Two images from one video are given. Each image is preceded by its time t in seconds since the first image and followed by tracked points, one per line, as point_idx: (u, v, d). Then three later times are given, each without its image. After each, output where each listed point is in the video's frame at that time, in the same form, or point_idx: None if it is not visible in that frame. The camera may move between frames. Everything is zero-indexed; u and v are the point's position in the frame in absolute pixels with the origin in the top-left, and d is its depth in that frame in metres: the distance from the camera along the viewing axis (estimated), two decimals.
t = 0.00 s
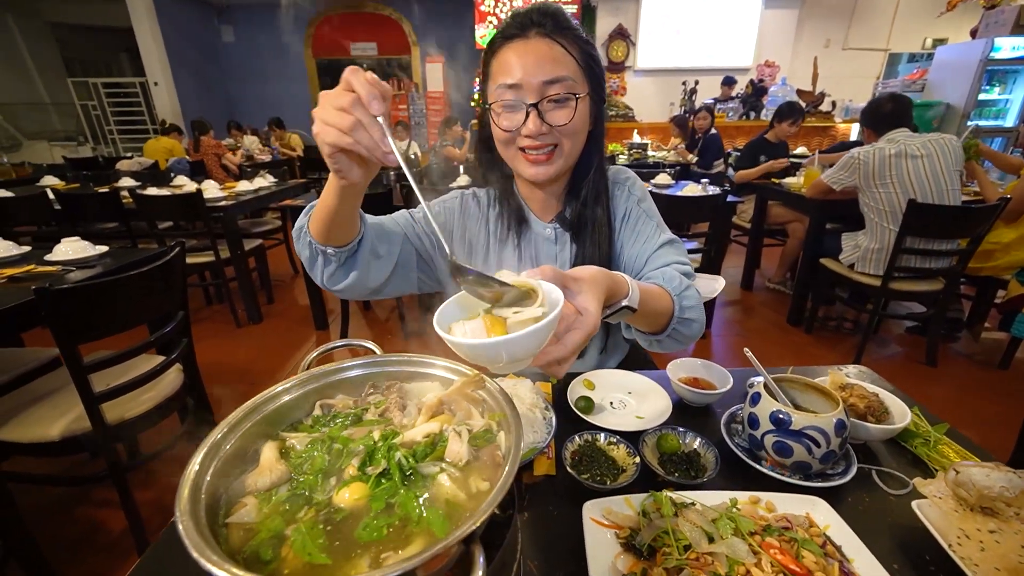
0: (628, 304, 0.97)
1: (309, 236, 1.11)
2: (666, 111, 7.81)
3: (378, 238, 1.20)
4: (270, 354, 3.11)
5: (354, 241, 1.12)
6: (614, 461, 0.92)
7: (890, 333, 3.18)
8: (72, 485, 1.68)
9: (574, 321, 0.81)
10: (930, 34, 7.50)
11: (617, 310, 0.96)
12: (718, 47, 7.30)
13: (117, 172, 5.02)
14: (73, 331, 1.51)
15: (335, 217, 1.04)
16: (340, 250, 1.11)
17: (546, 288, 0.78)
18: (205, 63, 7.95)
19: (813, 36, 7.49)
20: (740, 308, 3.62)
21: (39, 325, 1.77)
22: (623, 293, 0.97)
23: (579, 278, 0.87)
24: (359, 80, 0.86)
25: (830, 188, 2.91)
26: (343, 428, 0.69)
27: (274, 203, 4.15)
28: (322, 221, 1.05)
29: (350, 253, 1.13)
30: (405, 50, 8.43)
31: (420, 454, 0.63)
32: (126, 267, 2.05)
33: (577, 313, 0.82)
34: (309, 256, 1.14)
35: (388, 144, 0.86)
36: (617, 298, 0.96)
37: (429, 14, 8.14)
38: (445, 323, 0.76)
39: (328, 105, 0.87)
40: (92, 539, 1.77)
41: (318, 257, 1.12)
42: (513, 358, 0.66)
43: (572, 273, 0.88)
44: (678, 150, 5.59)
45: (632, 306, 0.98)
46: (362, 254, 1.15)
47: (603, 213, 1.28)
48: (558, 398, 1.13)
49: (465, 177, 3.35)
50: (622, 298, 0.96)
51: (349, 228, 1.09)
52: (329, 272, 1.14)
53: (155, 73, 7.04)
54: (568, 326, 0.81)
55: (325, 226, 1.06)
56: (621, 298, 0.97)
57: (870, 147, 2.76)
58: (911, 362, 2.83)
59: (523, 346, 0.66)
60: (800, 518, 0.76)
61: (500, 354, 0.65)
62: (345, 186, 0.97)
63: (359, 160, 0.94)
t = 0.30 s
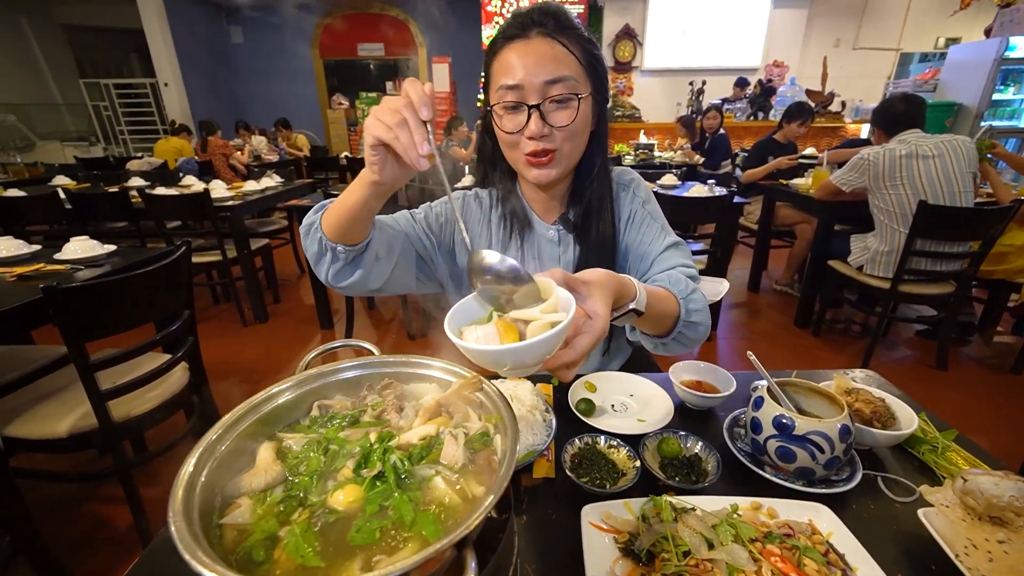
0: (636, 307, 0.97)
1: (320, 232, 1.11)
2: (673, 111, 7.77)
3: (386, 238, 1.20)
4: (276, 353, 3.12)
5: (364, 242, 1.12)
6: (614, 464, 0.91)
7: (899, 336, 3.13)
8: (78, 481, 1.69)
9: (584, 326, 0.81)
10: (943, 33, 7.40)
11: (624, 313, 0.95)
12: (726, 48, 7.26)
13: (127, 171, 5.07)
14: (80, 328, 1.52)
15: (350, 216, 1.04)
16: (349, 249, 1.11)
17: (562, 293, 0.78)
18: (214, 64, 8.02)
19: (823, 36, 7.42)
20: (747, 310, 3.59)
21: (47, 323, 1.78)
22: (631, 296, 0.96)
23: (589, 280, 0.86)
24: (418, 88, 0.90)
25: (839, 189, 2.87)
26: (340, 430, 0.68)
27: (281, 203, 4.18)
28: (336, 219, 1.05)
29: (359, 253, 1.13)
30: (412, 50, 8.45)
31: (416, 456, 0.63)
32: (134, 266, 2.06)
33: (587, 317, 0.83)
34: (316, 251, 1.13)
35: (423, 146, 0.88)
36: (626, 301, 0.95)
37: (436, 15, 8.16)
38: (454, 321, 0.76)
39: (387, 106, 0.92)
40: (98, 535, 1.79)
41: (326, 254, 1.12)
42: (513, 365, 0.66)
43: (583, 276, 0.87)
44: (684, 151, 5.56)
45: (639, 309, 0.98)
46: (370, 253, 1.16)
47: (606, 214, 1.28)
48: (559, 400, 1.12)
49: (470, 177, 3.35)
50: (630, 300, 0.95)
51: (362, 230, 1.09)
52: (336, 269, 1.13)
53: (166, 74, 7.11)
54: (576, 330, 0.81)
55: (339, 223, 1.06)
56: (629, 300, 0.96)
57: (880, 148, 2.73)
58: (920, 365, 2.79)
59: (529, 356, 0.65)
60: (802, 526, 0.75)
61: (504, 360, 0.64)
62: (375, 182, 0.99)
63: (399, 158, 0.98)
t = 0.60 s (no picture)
0: (642, 304, 0.96)
1: (324, 233, 1.11)
2: (681, 110, 7.72)
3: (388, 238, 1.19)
4: (281, 350, 3.14)
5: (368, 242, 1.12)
6: (613, 466, 0.90)
7: (909, 339, 3.09)
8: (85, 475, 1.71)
9: (589, 319, 0.82)
10: (957, 32, 7.28)
11: (631, 309, 0.94)
12: (735, 47, 7.19)
13: (137, 169, 5.11)
14: (87, 324, 1.54)
15: (356, 218, 1.04)
16: (354, 250, 1.11)
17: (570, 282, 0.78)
18: (223, 63, 8.07)
19: (834, 35, 7.33)
20: (753, 311, 3.56)
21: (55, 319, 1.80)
22: (638, 293, 0.95)
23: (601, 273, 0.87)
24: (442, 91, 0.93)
25: (849, 190, 2.84)
26: (335, 428, 0.68)
27: (287, 201, 4.19)
28: (343, 220, 1.05)
29: (362, 254, 1.13)
30: (419, 49, 8.45)
31: (411, 455, 0.63)
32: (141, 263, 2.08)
33: (592, 310, 0.83)
34: (321, 251, 1.13)
35: (439, 139, 0.89)
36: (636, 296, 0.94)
37: (444, 14, 8.17)
38: (464, 307, 0.78)
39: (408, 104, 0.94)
40: (104, 529, 1.81)
41: (330, 255, 1.12)
42: (515, 351, 0.66)
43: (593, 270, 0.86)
44: (692, 150, 5.52)
45: (645, 306, 0.97)
46: (373, 254, 1.15)
47: (610, 214, 1.27)
48: (559, 400, 1.11)
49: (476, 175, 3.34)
50: (639, 296, 0.95)
51: (367, 231, 1.09)
52: (340, 269, 1.13)
53: (175, 73, 7.16)
54: (581, 323, 0.82)
55: (343, 224, 1.06)
56: (636, 297, 0.95)
57: (892, 149, 2.69)
58: (930, 369, 2.75)
59: (532, 342, 0.65)
60: (803, 531, 0.74)
61: (506, 343, 0.64)
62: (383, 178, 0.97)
63: (414, 155, 0.99)
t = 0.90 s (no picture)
0: (645, 305, 0.95)
1: (324, 237, 1.10)
2: (689, 110, 7.67)
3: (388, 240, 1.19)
4: (286, 348, 3.16)
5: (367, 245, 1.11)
6: (610, 468, 0.89)
7: (918, 342, 3.05)
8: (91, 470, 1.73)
9: (590, 316, 0.80)
10: (970, 31, 7.18)
11: (632, 310, 0.93)
12: (745, 46, 7.13)
13: (146, 168, 5.16)
14: (94, 320, 1.55)
15: (351, 220, 1.03)
16: (354, 253, 1.11)
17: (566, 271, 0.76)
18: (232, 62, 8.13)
19: (844, 34, 7.25)
20: (759, 313, 3.53)
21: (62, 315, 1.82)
22: (641, 294, 0.94)
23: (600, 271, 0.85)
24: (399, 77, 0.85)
25: (858, 191, 2.80)
26: (329, 428, 0.68)
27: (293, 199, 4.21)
28: (340, 223, 1.05)
29: (362, 257, 1.13)
30: (426, 48, 8.47)
31: (403, 456, 0.62)
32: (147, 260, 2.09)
33: (594, 309, 0.81)
34: (322, 256, 1.14)
35: (405, 127, 0.82)
36: (638, 297, 0.93)
37: (452, 13, 8.17)
38: (469, 296, 0.78)
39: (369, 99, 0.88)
40: (110, 524, 1.83)
41: (331, 259, 1.12)
42: (516, 342, 0.65)
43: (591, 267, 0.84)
44: (700, 150, 5.48)
45: (649, 307, 0.96)
46: (373, 257, 1.15)
47: (612, 214, 1.26)
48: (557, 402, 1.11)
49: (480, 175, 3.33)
50: (642, 297, 0.93)
51: (366, 233, 1.09)
52: (341, 273, 1.13)
53: (185, 72, 7.21)
54: (581, 320, 0.79)
55: (343, 227, 1.05)
56: (640, 298, 0.94)
57: (903, 149, 2.65)
58: (939, 373, 2.71)
59: (528, 331, 0.64)
60: (801, 537, 0.73)
61: (504, 332, 0.64)
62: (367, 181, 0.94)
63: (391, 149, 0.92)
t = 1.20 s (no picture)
0: (668, 291, 0.94)
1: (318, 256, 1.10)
2: (694, 110, 7.63)
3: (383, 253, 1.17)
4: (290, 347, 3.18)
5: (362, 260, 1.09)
6: (606, 470, 0.89)
7: (924, 344, 3.02)
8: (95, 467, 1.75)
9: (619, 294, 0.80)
10: (980, 31, 7.12)
11: (656, 296, 0.93)
12: (751, 46, 7.09)
13: (154, 167, 5.20)
14: (98, 318, 1.56)
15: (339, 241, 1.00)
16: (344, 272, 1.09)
17: (602, 250, 0.77)
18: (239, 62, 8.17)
19: (852, 34, 7.20)
20: (764, 314, 3.50)
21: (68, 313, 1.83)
22: (664, 280, 0.94)
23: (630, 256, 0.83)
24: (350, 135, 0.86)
25: (864, 192, 2.78)
26: (322, 428, 0.68)
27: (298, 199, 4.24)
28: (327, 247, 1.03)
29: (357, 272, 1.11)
30: (432, 49, 8.48)
31: (394, 456, 0.63)
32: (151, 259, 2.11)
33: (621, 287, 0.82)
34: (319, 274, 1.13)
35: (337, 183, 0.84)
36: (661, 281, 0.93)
37: (457, 14, 8.18)
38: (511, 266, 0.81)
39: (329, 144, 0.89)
40: (114, 520, 1.84)
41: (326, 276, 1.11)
42: (541, 312, 0.68)
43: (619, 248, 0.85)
44: (705, 151, 5.46)
45: (672, 293, 0.95)
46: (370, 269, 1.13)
47: (612, 214, 1.26)
48: (556, 402, 1.10)
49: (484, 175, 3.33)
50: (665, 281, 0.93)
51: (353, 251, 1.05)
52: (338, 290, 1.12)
53: (193, 73, 7.26)
54: (609, 298, 0.81)
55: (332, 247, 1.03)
56: (663, 283, 0.93)
57: (910, 150, 2.62)
58: (946, 376, 2.68)
59: (556, 305, 0.67)
60: (796, 542, 0.72)
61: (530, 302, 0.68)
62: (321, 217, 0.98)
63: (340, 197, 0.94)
